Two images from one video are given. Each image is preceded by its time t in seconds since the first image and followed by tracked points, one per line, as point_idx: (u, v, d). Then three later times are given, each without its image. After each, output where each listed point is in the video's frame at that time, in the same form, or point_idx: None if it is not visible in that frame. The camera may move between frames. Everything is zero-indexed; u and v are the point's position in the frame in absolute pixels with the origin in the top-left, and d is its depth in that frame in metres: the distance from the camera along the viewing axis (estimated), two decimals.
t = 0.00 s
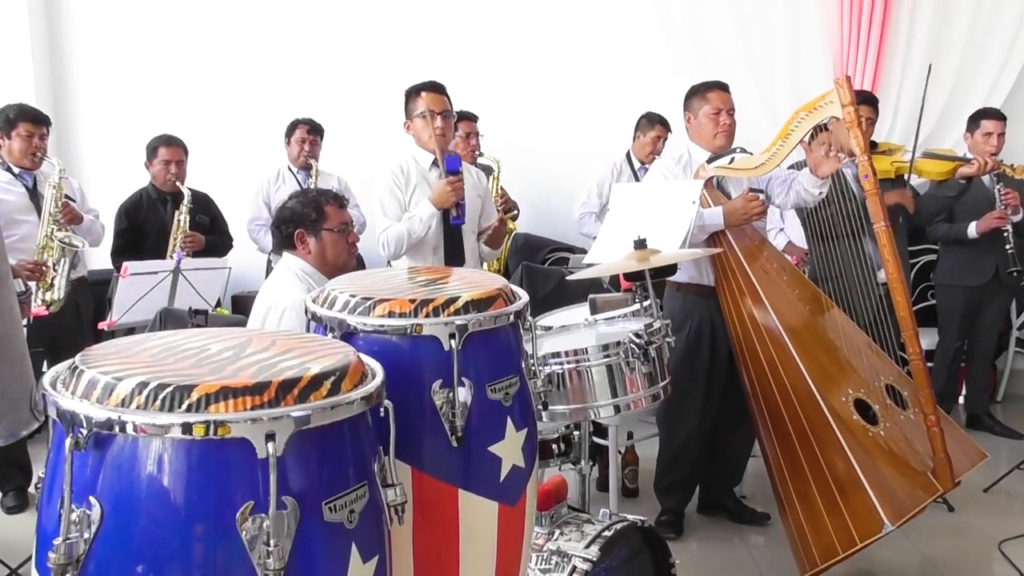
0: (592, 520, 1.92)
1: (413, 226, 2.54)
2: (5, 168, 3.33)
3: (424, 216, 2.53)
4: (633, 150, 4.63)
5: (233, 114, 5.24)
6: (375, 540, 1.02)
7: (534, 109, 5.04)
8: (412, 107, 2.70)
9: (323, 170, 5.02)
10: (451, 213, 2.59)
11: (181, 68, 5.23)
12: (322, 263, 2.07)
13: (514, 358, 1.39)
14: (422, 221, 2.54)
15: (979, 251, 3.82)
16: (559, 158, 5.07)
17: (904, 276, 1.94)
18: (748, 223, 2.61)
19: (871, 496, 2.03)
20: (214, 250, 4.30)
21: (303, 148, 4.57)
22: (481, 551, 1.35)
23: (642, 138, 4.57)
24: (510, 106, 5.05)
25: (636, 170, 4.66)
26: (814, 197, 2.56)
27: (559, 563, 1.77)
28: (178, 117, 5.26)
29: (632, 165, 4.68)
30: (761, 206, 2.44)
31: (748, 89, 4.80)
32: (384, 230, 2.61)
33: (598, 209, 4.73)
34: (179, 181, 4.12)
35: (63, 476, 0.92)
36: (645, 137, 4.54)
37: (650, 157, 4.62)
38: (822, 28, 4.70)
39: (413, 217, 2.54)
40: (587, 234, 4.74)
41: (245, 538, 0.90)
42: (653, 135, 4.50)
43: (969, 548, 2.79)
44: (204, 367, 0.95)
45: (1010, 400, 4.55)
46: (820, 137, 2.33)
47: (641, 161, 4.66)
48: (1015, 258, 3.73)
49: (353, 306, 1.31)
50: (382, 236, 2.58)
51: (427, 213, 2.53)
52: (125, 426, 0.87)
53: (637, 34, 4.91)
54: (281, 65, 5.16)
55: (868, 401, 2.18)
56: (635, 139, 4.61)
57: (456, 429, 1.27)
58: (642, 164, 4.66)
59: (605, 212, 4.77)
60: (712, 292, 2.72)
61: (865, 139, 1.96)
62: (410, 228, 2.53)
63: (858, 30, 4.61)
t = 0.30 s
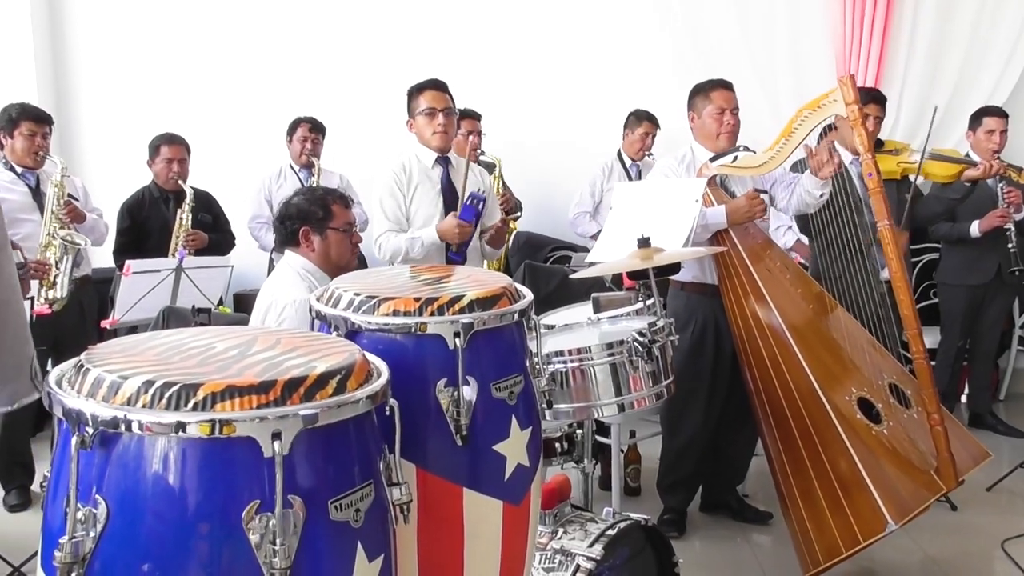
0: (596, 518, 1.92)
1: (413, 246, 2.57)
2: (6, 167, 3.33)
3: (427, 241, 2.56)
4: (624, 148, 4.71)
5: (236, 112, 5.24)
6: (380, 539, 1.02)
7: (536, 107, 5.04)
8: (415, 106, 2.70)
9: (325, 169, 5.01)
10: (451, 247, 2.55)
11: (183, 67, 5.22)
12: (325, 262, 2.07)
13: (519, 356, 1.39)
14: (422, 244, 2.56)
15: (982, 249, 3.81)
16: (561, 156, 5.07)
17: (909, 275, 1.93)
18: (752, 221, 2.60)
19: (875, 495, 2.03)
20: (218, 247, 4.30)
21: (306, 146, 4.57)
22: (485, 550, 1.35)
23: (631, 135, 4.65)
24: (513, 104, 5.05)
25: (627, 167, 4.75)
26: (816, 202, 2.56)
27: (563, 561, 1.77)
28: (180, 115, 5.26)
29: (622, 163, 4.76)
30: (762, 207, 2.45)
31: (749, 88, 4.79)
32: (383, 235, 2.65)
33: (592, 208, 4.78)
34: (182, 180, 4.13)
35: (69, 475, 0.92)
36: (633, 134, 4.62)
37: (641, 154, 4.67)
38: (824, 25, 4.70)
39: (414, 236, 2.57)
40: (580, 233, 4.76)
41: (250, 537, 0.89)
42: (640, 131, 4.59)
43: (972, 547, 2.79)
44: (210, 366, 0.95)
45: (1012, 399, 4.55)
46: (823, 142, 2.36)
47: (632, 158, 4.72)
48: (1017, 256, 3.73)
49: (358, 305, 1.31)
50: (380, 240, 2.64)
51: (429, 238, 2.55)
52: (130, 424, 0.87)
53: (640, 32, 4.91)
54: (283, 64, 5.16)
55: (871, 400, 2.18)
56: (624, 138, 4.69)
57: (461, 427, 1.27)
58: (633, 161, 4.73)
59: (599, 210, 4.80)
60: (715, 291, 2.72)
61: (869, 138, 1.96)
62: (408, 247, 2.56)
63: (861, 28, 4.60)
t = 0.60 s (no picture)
0: (599, 517, 1.91)
1: (416, 250, 2.58)
2: (10, 165, 3.33)
3: (428, 246, 2.57)
4: (613, 146, 4.76)
5: (238, 111, 5.24)
6: (385, 537, 1.02)
7: (538, 105, 5.02)
8: (418, 104, 2.70)
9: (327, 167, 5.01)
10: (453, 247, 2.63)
11: (185, 64, 5.22)
12: (325, 261, 2.07)
13: (522, 354, 1.38)
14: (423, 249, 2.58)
15: (985, 247, 3.81)
16: (563, 155, 5.06)
17: (910, 274, 1.93)
18: (754, 220, 2.60)
19: (877, 494, 2.02)
20: (220, 244, 4.33)
21: (308, 143, 4.57)
22: (488, 549, 1.35)
23: (620, 133, 4.69)
24: (515, 102, 5.04)
25: (616, 164, 4.81)
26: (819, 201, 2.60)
27: (566, 560, 1.77)
28: (182, 113, 5.26)
29: (612, 161, 4.82)
30: (765, 204, 2.44)
31: (752, 86, 4.80)
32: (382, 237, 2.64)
33: (584, 207, 4.85)
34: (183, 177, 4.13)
35: (73, 473, 0.92)
36: (622, 131, 4.66)
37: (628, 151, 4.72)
38: (827, 23, 4.70)
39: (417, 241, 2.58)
40: (574, 231, 4.82)
41: (255, 535, 0.89)
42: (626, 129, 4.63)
43: (973, 546, 2.79)
44: (214, 364, 0.95)
45: (1015, 397, 4.54)
46: (830, 141, 2.35)
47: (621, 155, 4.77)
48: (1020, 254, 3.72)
49: (361, 303, 1.31)
50: (380, 243, 2.63)
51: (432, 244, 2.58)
52: (134, 423, 0.86)
53: (642, 30, 4.90)
54: (285, 62, 5.16)
55: (873, 399, 2.17)
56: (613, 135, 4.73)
57: (464, 426, 1.27)
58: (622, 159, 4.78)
59: (592, 209, 4.88)
60: (717, 290, 2.72)
61: (870, 136, 1.96)
62: (411, 252, 2.58)
63: (863, 25, 4.59)
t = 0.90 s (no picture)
0: (602, 516, 1.91)
1: (420, 218, 2.55)
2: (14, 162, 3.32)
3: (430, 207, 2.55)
4: (606, 144, 4.74)
5: (241, 109, 5.24)
6: (390, 536, 1.02)
7: (540, 103, 5.02)
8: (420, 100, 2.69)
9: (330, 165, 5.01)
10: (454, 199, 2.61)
11: (188, 62, 5.22)
12: (334, 262, 2.07)
13: (527, 352, 1.39)
14: (427, 210, 2.55)
15: (989, 244, 3.80)
16: (566, 153, 5.06)
17: (912, 272, 1.94)
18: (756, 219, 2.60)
19: (880, 493, 2.02)
20: (223, 242, 4.33)
21: (312, 141, 4.59)
22: (492, 548, 1.35)
23: (611, 131, 4.68)
24: (518, 100, 5.03)
25: (609, 163, 4.77)
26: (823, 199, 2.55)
27: (569, 559, 1.77)
28: (185, 111, 5.26)
29: (604, 160, 4.77)
30: (768, 202, 2.42)
31: (755, 85, 4.79)
32: (392, 224, 2.60)
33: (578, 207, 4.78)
34: (186, 175, 4.13)
35: (80, 471, 0.92)
36: (614, 130, 4.65)
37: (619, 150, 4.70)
38: (829, 21, 4.69)
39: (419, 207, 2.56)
40: (568, 230, 4.77)
41: (261, 534, 0.89)
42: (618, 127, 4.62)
43: (977, 546, 2.78)
44: (220, 362, 0.95)
45: (1017, 397, 4.54)
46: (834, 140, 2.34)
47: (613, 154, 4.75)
48: None
49: (366, 301, 1.31)
50: (390, 230, 2.57)
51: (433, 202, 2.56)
52: (141, 420, 0.87)
53: (644, 28, 4.89)
54: (287, 60, 5.16)
55: (875, 398, 2.18)
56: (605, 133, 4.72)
57: (469, 424, 1.27)
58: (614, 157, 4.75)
59: (585, 208, 4.81)
60: (719, 288, 2.72)
61: (872, 134, 1.96)
62: (416, 219, 2.54)
63: (866, 24, 4.59)
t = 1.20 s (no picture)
0: (607, 515, 1.91)
1: (423, 230, 2.55)
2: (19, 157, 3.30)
3: (435, 223, 2.54)
4: (600, 142, 4.68)
5: (246, 107, 5.24)
6: (396, 534, 1.02)
7: (544, 102, 5.01)
8: (424, 100, 2.70)
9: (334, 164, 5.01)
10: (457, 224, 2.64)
11: (193, 60, 5.23)
12: (340, 260, 2.08)
13: (532, 351, 1.38)
14: (431, 226, 2.55)
15: (995, 242, 3.79)
16: (571, 152, 5.04)
17: (916, 269, 1.93)
18: (760, 218, 2.59)
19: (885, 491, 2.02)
20: (227, 240, 4.34)
21: (316, 141, 4.59)
22: (498, 547, 1.35)
23: (606, 130, 4.61)
24: (522, 98, 5.02)
25: (605, 161, 4.71)
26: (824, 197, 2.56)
27: (574, 557, 1.77)
28: (189, 109, 5.27)
29: (601, 158, 4.71)
30: (771, 201, 2.43)
31: (759, 84, 4.79)
32: (394, 227, 2.61)
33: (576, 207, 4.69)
34: (191, 173, 4.13)
35: (88, 468, 0.92)
36: (608, 129, 4.59)
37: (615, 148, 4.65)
38: (834, 20, 4.68)
39: (423, 220, 2.55)
40: (568, 232, 4.68)
41: (269, 531, 0.90)
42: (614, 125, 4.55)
43: (982, 546, 2.78)
44: (228, 360, 0.95)
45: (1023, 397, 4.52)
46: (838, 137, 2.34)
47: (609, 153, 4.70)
48: None
49: (372, 299, 1.31)
50: (391, 233, 2.59)
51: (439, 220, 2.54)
52: (149, 418, 0.87)
53: (649, 27, 4.89)
54: (291, 59, 5.17)
55: (879, 396, 2.17)
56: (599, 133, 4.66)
57: (475, 423, 1.27)
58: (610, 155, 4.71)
59: (584, 209, 4.74)
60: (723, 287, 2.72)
61: (875, 133, 1.95)
62: (419, 232, 2.54)
63: (871, 22, 4.58)
